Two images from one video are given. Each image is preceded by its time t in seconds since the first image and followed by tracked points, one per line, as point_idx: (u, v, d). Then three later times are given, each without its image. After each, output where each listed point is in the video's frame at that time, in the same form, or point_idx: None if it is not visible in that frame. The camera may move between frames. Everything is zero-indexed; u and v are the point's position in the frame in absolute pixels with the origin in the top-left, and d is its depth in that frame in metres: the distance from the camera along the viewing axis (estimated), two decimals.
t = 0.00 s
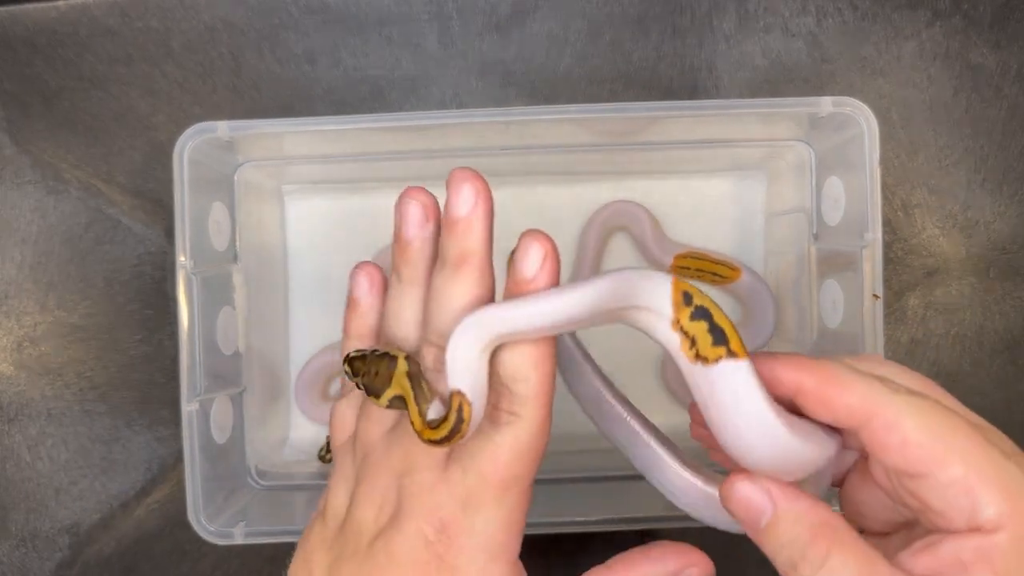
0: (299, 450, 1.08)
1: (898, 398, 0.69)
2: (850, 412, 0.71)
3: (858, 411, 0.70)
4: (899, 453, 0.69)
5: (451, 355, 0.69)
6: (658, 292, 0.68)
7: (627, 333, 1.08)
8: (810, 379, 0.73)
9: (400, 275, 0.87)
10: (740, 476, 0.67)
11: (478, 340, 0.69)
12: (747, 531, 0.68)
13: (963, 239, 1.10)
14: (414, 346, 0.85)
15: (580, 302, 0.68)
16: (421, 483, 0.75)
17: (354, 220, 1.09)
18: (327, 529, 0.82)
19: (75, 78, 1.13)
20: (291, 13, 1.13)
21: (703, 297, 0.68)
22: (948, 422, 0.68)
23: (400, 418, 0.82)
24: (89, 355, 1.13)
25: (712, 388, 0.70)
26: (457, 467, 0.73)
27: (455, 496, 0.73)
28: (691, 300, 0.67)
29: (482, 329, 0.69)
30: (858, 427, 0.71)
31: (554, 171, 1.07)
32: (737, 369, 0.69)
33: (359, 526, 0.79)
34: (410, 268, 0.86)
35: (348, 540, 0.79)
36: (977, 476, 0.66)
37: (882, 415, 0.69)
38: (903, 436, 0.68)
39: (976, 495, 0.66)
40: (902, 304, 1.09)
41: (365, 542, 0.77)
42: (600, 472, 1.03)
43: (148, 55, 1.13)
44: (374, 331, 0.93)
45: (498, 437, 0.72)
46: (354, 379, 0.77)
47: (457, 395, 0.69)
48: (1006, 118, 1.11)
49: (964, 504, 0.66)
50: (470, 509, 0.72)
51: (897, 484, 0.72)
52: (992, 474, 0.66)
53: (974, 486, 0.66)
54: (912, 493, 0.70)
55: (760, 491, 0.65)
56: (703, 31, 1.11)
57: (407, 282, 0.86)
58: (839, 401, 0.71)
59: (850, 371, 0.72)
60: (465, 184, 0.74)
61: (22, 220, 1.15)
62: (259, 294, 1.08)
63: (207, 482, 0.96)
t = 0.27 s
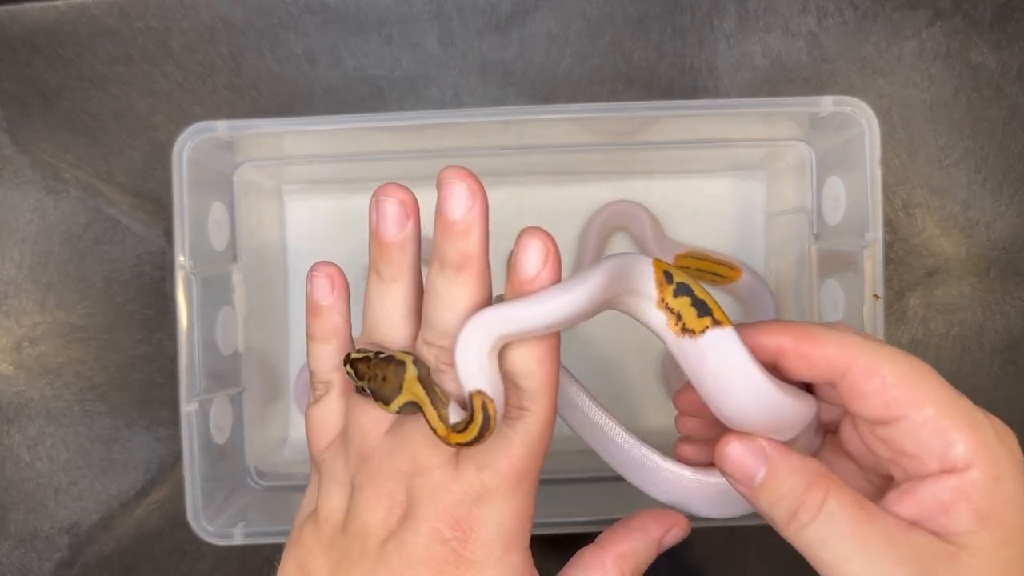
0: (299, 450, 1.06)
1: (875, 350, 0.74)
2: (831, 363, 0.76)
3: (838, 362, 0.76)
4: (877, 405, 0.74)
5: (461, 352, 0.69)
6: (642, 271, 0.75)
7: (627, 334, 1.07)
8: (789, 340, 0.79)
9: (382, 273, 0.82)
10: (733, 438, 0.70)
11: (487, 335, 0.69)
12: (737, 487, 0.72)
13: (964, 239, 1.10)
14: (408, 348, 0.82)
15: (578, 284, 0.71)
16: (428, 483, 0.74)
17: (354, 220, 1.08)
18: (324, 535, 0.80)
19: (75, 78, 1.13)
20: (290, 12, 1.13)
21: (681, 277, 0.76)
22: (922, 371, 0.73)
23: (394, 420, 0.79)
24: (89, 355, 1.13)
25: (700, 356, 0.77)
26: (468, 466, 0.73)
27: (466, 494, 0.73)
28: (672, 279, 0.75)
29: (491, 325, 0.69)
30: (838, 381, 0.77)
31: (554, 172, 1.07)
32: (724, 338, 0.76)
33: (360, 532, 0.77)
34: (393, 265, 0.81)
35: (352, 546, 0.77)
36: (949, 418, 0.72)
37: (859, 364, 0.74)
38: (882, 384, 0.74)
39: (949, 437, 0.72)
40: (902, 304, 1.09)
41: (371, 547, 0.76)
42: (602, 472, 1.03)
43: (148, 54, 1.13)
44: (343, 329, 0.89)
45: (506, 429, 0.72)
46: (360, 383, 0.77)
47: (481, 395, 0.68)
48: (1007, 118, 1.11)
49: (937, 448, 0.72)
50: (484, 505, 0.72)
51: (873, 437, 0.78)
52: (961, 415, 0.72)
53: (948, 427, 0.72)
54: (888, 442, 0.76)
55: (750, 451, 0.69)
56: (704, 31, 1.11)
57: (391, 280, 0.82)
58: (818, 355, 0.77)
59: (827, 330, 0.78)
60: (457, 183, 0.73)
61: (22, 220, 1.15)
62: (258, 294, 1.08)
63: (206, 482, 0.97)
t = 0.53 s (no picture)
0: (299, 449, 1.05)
1: (866, 332, 0.76)
2: (824, 345, 0.78)
3: (830, 344, 0.77)
4: (870, 385, 0.76)
5: (468, 353, 0.70)
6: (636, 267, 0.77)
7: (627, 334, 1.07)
8: (782, 325, 0.80)
9: (372, 273, 0.81)
10: (736, 419, 0.70)
11: (494, 335, 0.70)
12: (736, 467, 0.71)
13: (964, 239, 1.10)
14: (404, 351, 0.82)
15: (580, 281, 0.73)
16: (429, 486, 0.74)
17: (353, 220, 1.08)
18: (317, 538, 0.79)
19: (75, 78, 1.13)
20: (290, 12, 1.13)
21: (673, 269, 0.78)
22: (912, 350, 0.75)
23: (392, 421, 0.78)
24: (89, 355, 1.13)
25: (698, 346, 0.78)
26: (471, 466, 0.72)
27: (469, 495, 0.72)
28: (665, 272, 0.78)
29: (498, 325, 0.70)
30: (831, 363, 0.78)
31: (554, 171, 1.07)
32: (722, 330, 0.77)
33: (358, 536, 0.76)
34: (383, 265, 0.81)
35: (350, 550, 0.76)
36: (939, 394, 0.73)
37: (851, 345, 0.76)
38: (874, 364, 0.75)
39: (941, 412, 0.73)
40: (903, 304, 1.09)
41: (371, 552, 0.75)
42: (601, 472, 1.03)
43: (148, 54, 1.13)
44: (331, 331, 0.88)
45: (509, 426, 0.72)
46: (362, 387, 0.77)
47: (491, 391, 0.68)
48: (1007, 118, 1.11)
49: (929, 424, 0.74)
50: (487, 506, 0.72)
51: (866, 417, 0.79)
52: (950, 392, 0.74)
53: (939, 403, 0.73)
54: (882, 421, 0.77)
55: (749, 432, 0.69)
56: (704, 31, 1.11)
57: (382, 280, 0.81)
58: (811, 338, 0.78)
59: (818, 314, 0.79)
60: (456, 183, 0.73)
61: (22, 220, 1.15)
62: (258, 294, 1.07)
63: (206, 482, 0.97)
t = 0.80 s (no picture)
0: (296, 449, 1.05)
1: (848, 325, 0.76)
2: (808, 338, 0.78)
3: (813, 338, 0.78)
4: (854, 379, 0.76)
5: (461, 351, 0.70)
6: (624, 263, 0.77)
7: (626, 334, 1.07)
8: (768, 319, 0.81)
9: (362, 270, 0.81)
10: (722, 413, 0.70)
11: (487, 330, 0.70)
12: (724, 461, 0.71)
13: (964, 239, 1.10)
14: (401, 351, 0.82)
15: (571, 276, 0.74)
16: (421, 485, 0.74)
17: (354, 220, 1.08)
18: (307, 539, 0.79)
19: (75, 78, 1.13)
20: (290, 12, 1.13)
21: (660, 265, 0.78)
22: (895, 342, 0.75)
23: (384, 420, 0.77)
24: (89, 355, 1.13)
25: (687, 342, 0.79)
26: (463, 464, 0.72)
27: (462, 493, 0.73)
28: (653, 268, 0.78)
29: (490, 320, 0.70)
30: (815, 357, 0.78)
31: (554, 171, 1.07)
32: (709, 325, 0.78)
33: (349, 535, 0.76)
34: (373, 263, 0.81)
35: (341, 551, 0.76)
36: (922, 385, 0.73)
37: (834, 338, 0.76)
38: (858, 358, 0.75)
39: (924, 403, 0.73)
40: (903, 304, 1.09)
41: (363, 551, 0.75)
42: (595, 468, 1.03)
43: (148, 55, 1.13)
44: (320, 329, 0.88)
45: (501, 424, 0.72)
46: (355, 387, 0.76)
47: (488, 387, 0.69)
48: (1007, 118, 1.11)
49: (913, 415, 0.74)
50: (480, 503, 0.73)
51: (852, 410, 0.79)
52: (933, 382, 0.73)
53: (922, 394, 0.73)
54: (867, 415, 0.77)
55: (736, 427, 0.69)
56: (704, 31, 1.10)
57: (372, 277, 0.81)
58: (795, 332, 0.79)
59: (802, 308, 0.79)
60: (449, 181, 0.73)
61: (22, 220, 1.15)
62: (258, 294, 1.07)
63: (206, 482, 0.97)
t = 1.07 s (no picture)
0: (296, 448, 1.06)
1: (832, 315, 0.77)
2: (792, 329, 0.79)
3: (799, 328, 0.78)
4: (838, 367, 0.77)
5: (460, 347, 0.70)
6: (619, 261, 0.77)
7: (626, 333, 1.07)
8: (754, 312, 0.82)
9: (359, 268, 0.81)
10: (710, 413, 0.71)
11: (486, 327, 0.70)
12: (713, 459, 0.73)
13: (965, 239, 1.10)
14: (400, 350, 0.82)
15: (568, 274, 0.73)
16: (418, 483, 0.74)
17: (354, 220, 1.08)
18: (302, 538, 0.79)
19: (75, 78, 1.13)
20: (290, 12, 1.13)
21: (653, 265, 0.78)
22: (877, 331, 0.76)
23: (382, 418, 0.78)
24: (89, 355, 1.13)
25: (675, 341, 0.78)
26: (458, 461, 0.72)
27: (458, 490, 0.73)
28: (644, 267, 0.78)
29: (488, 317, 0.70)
30: (800, 348, 0.80)
31: (554, 171, 1.07)
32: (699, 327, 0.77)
33: (346, 532, 0.76)
34: (370, 260, 0.81)
35: (337, 549, 0.76)
36: (906, 374, 0.74)
37: (818, 328, 0.77)
38: (840, 347, 0.76)
39: (907, 391, 0.74)
40: (903, 304, 1.09)
41: (360, 549, 0.75)
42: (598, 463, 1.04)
43: (148, 55, 1.13)
44: (315, 328, 0.88)
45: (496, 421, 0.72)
46: (353, 386, 0.76)
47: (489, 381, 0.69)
48: (1007, 118, 1.11)
49: (896, 402, 0.74)
50: (477, 500, 0.72)
51: (837, 400, 0.80)
52: (916, 371, 0.74)
53: (905, 382, 0.74)
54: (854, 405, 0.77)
55: (723, 424, 0.70)
56: (704, 31, 1.10)
57: (369, 275, 0.81)
58: (779, 322, 0.80)
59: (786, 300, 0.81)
60: (447, 179, 0.72)
61: (22, 220, 1.15)
62: (258, 294, 1.07)
63: (206, 482, 0.97)
